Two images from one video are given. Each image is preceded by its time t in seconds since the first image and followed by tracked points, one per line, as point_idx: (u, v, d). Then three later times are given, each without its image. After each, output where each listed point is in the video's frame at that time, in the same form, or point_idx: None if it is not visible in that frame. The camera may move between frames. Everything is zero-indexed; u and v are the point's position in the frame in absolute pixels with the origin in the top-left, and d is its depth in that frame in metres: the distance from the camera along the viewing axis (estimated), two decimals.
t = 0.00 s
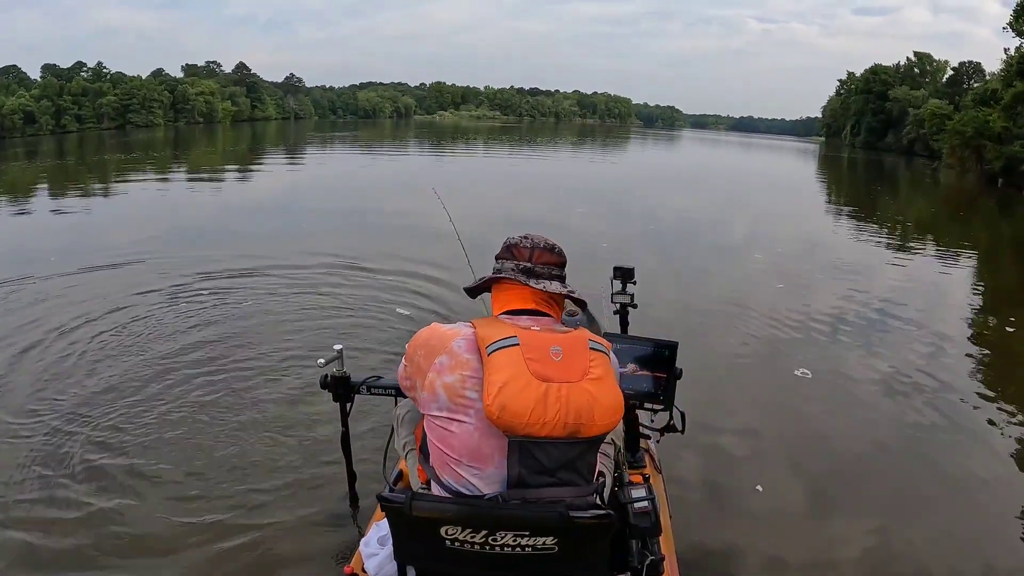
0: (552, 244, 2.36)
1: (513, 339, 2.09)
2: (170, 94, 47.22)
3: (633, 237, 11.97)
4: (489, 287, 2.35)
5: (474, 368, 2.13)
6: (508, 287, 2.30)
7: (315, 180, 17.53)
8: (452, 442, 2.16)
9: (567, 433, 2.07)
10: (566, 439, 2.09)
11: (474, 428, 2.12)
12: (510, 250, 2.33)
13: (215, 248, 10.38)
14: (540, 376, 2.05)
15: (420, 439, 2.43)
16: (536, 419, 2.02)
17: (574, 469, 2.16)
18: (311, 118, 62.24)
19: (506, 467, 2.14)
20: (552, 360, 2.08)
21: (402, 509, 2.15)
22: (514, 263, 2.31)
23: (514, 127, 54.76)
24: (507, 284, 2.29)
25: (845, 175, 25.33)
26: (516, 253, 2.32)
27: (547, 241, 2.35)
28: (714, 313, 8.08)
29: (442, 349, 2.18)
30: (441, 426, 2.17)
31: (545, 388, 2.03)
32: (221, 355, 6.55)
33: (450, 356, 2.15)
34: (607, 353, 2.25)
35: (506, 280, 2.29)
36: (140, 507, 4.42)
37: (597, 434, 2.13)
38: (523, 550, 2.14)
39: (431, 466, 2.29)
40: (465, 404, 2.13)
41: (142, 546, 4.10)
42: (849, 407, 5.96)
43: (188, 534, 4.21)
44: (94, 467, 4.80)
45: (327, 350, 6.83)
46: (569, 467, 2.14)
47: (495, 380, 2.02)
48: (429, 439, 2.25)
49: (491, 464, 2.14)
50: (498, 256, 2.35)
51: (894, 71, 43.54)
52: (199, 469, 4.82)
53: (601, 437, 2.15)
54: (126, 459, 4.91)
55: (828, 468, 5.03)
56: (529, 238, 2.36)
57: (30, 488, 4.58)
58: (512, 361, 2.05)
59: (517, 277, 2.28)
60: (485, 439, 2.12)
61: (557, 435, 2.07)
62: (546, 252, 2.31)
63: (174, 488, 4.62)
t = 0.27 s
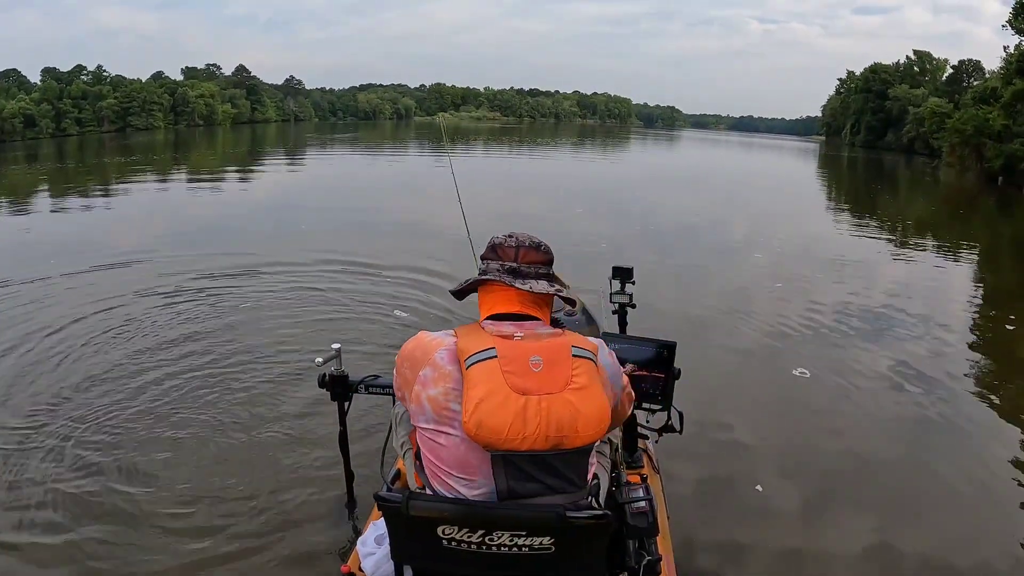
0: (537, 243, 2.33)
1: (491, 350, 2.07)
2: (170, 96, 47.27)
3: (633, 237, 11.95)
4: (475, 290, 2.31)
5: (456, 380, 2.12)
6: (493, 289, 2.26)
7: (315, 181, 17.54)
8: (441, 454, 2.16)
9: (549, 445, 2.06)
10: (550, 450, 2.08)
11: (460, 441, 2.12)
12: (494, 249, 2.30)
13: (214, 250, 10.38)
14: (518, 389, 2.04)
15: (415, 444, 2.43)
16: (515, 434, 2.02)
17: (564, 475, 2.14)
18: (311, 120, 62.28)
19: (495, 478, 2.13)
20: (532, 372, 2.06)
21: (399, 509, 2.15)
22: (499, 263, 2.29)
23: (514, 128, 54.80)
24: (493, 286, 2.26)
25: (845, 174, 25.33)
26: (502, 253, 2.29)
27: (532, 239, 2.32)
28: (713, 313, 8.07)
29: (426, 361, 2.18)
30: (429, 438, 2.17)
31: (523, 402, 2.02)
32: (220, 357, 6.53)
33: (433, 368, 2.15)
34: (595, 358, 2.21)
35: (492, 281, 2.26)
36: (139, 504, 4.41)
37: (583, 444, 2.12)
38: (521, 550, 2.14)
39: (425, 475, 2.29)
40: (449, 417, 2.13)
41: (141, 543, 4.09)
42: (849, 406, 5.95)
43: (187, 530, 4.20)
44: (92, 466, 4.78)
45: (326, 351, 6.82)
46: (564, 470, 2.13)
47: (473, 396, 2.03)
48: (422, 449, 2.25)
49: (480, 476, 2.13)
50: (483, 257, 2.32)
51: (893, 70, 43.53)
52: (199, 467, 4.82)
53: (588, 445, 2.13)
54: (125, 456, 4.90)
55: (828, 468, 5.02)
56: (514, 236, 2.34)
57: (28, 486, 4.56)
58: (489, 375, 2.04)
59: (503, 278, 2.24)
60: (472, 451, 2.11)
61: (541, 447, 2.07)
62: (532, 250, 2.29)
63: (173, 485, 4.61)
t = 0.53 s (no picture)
0: (525, 244, 2.32)
1: (485, 367, 2.05)
2: (169, 99, 47.34)
3: (632, 237, 11.95)
4: (465, 297, 2.30)
5: (449, 396, 2.12)
6: (483, 296, 2.24)
7: (315, 183, 17.57)
8: (438, 467, 2.17)
9: (545, 462, 2.07)
10: (547, 466, 2.09)
11: (456, 456, 2.13)
12: (482, 254, 2.30)
13: (214, 253, 10.39)
14: (513, 408, 2.03)
15: (411, 449, 2.44)
16: (511, 453, 2.02)
17: (563, 487, 2.15)
18: (311, 122, 62.31)
19: (492, 491, 2.14)
20: (526, 389, 2.05)
21: (397, 508, 2.15)
22: (489, 268, 2.28)
23: (513, 129, 54.81)
24: (484, 292, 2.24)
25: (846, 173, 25.33)
26: (490, 257, 2.29)
27: (520, 242, 2.33)
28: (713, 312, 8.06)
29: (419, 374, 2.17)
30: (426, 451, 2.19)
31: (518, 421, 2.02)
32: (219, 359, 6.52)
33: (426, 383, 2.14)
34: (592, 370, 2.19)
35: (482, 288, 2.24)
36: (138, 507, 4.41)
37: (581, 458, 2.12)
38: (518, 550, 2.14)
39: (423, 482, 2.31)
40: (444, 432, 2.14)
41: (141, 545, 4.08)
42: (849, 404, 5.94)
43: (186, 532, 4.20)
44: (91, 469, 4.78)
45: (326, 352, 6.81)
46: (561, 477, 2.13)
47: (467, 414, 2.01)
48: (419, 459, 2.26)
49: (477, 489, 2.15)
50: (471, 261, 2.32)
51: (893, 68, 43.51)
52: (199, 469, 4.82)
53: (585, 459, 2.14)
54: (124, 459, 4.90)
55: (828, 466, 5.02)
56: (501, 238, 2.34)
57: (26, 490, 4.56)
58: (482, 394, 2.03)
59: (492, 284, 2.23)
60: (469, 466, 2.13)
61: (537, 464, 2.08)
62: (520, 252, 2.29)
63: (172, 487, 4.61)
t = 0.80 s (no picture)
0: (521, 246, 2.32)
1: (489, 373, 2.04)
2: (169, 102, 47.39)
3: (632, 237, 11.96)
4: (463, 301, 2.29)
5: (453, 402, 2.11)
6: (481, 299, 2.24)
7: (315, 185, 17.59)
8: (442, 473, 2.17)
9: (552, 466, 2.07)
10: (553, 470, 2.09)
11: (461, 461, 2.13)
12: (478, 256, 2.29)
13: (214, 255, 10.40)
14: (519, 413, 2.02)
15: (412, 452, 2.44)
16: (517, 458, 2.02)
17: (567, 490, 2.16)
18: (311, 124, 62.35)
19: (495, 494, 2.15)
20: (532, 393, 2.05)
21: (397, 508, 2.15)
22: (486, 271, 2.27)
23: (513, 130, 54.82)
24: (482, 296, 2.23)
25: (846, 171, 25.33)
26: (487, 260, 2.28)
27: (516, 243, 2.32)
28: (713, 312, 8.06)
29: (421, 381, 2.15)
30: (430, 457, 2.19)
31: (525, 426, 2.01)
32: (218, 361, 6.52)
33: (429, 391, 2.13)
34: (596, 372, 2.20)
35: (480, 291, 2.24)
36: (140, 509, 4.41)
37: (587, 462, 2.13)
38: (519, 550, 2.14)
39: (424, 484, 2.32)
40: (449, 439, 2.13)
41: (142, 547, 4.08)
42: (849, 404, 5.94)
43: (187, 533, 4.19)
44: (90, 470, 4.77)
45: (326, 353, 6.81)
46: (563, 479, 2.14)
47: (472, 421, 2.00)
48: (421, 464, 2.26)
49: (481, 492, 2.15)
50: (468, 264, 2.31)
51: (892, 67, 43.51)
52: (199, 470, 4.82)
53: (591, 462, 2.15)
54: (124, 461, 4.89)
55: (828, 465, 5.02)
56: (496, 240, 2.33)
57: (28, 490, 4.56)
58: (487, 400, 2.02)
59: (492, 288, 2.22)
60: (473, 471, 2.13)
61: (544, 469, 2.08)
62: (517, 254, 2.28)
63: (172, 488, 4.61)
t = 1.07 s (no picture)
0: (521, 247, 2.32)
1: (490, 374, 2.04)
2: (169, 102, 47.41)
3: (632, 237, 11.97)
4: (463, 302, 2.29)
5: (454, 404, 2.10)
6: (481, 300, 2.24)
7: (315, 185, 17.60)
8: (443, 474, 2.17)
9: (553, 467, 2.07)
10: (555, 471, 2.09)
11: (462, 463, 2.13)
12: (478, 257, 2.29)
13: (214, 254, 10.40)
14: (521, 414, 2.02)
15: (414, 454, 2.44)
16: (519, 460, 2.02)
17: (569, 491, 2.16)
18: (311, 124, 62.35)
19: (497, 495, 2.15)
20: (533, 395, 2.05)
21: (399, 509, 2.15)
22: (486, 272, 2.27)
23: (513, 130, 54.79)
24: (482, 297, 2.23)
25: (846, 171, 25.33)
26: (487, 261, 2.28)
27: (516, 244, 2.32)
28: (714, 312, 8.05)
29: (422, 383, 2.15)
30: (431, 458, 2.19)
31: (526, 427, 2.01)
32: (216, 361, 6.51)
33: (430, 392, 2.12)
34: (598, 373, 2.20)
35: (480, 292, 2.24)
36: (140, 509, 4.40)
37: (588, 463, 2.13)
38: (520, 551, 2.14)
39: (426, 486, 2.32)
40: (450, 441, 2.13)
41: (142, 547, 4.08)
42: (850, 403, 5.94)
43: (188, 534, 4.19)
44: (90, 471, 4.77)
45: (326, 353, 6.81)
46: (565, 480, 2.14)
47: (473, 423, 2.00)
48: (423, 466, 2.26)
49: (483, 494, 2.16)
50: (468, 265, 2.31)
51: (892, 67, 43.50)
52: (200, 470, 4.82)
53: (592, 463, 2.15)
54: (125, 461, 4.89)
55: (829, 465, 5.02)
56: (496, 242, 2.33)
57: (28, 491, 4.56)
58: (489, 401, 2.01)
59: (492, 289, 2.22)
60: (475, 473, 2.13)
61: (545, 470, 2.08)
62: (517, 255, 2.29)
63: (173, 489, 4.61)
